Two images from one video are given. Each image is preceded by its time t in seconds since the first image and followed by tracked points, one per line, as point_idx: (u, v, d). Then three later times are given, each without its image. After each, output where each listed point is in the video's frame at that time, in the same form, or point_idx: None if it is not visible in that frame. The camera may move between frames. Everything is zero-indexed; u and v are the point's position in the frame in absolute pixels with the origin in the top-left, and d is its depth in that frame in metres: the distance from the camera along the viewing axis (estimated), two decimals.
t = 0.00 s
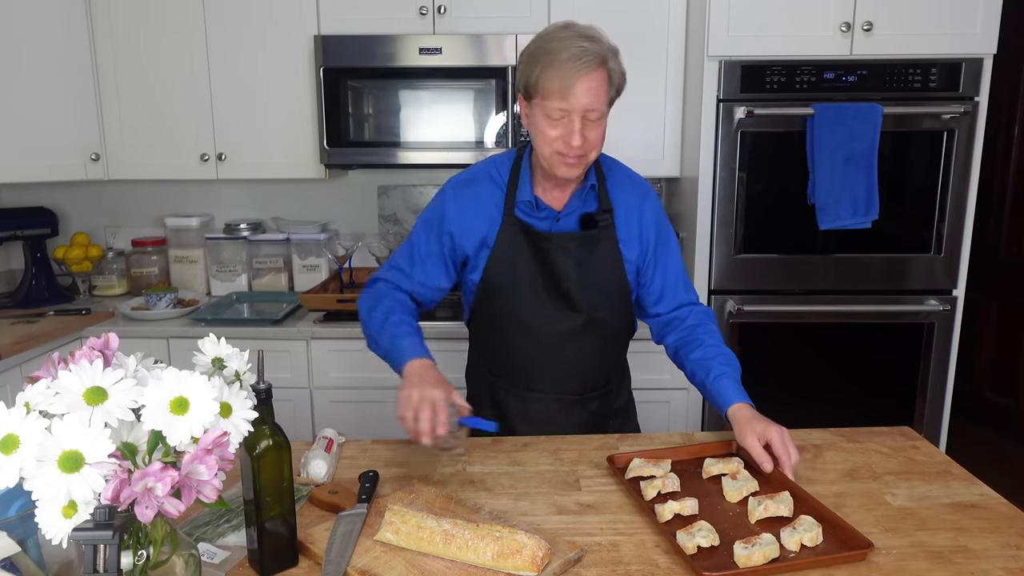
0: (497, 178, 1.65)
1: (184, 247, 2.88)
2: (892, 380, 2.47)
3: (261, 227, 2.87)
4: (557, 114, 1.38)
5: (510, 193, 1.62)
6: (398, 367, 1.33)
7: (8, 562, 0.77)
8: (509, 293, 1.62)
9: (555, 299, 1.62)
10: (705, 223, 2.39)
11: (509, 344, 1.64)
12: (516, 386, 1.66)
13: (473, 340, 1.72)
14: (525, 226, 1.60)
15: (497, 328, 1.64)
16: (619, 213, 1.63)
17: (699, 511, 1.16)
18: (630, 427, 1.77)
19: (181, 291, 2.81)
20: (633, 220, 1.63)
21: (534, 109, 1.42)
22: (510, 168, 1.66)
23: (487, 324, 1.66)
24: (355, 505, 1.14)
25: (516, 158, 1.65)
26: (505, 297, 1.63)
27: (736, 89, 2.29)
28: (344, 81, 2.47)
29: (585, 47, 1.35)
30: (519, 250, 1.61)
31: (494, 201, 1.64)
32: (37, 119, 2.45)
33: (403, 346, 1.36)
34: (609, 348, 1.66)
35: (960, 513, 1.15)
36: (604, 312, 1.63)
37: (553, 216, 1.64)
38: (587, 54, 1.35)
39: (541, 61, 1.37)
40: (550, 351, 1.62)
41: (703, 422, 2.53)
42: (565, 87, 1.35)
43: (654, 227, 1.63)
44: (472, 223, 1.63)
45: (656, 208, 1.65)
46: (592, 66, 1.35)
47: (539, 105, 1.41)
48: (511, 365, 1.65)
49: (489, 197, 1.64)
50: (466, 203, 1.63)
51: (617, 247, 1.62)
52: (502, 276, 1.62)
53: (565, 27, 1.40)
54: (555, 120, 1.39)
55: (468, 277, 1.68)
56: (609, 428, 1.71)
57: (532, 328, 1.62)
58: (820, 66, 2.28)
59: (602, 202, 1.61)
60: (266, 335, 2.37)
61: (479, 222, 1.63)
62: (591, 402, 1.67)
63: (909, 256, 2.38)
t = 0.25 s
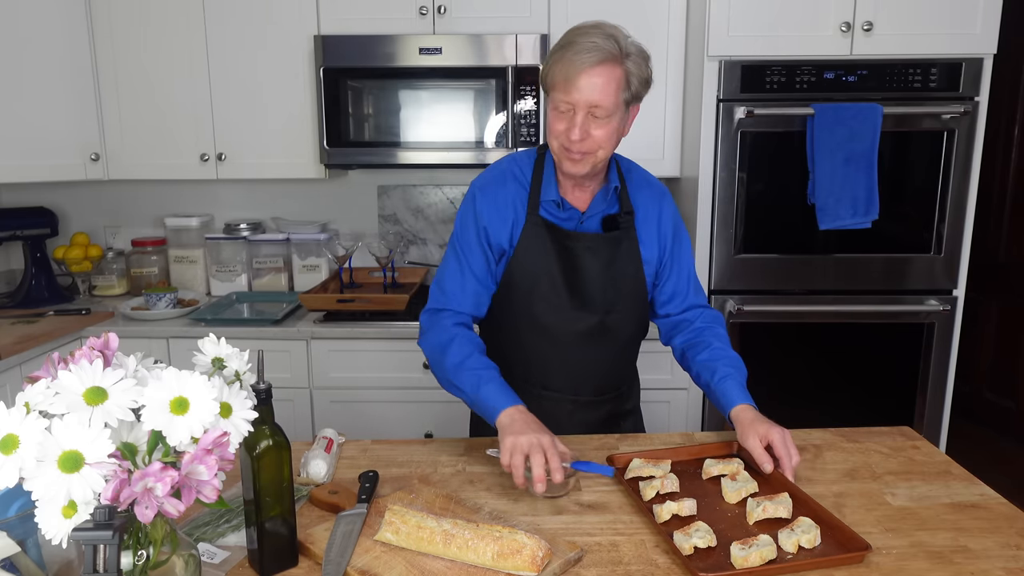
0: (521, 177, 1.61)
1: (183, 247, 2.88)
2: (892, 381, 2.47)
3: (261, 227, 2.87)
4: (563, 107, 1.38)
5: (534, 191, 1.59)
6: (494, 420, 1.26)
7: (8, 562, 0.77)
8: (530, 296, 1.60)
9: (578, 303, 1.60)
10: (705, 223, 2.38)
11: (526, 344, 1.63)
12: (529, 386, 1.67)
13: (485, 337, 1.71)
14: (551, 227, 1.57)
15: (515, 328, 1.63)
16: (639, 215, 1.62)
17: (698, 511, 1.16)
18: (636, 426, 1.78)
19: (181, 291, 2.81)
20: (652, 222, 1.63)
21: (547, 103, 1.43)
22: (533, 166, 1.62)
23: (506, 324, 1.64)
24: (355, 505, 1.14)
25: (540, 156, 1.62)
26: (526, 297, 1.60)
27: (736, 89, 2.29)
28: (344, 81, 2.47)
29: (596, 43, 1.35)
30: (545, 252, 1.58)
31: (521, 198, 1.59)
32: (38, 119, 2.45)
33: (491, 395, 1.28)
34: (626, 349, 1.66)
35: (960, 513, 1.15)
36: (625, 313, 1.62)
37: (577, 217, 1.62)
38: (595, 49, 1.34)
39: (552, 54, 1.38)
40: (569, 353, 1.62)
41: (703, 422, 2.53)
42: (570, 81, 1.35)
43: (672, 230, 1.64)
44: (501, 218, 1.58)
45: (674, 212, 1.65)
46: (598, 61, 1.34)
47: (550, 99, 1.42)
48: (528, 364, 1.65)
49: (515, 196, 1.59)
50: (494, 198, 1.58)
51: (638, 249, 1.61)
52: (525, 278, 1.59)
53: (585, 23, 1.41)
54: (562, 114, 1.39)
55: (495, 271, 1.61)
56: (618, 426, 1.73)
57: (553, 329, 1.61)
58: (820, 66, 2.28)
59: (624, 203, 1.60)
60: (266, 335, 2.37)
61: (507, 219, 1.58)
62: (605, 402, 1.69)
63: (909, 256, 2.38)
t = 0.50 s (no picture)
0: (525, 176, 1.61)
1: (183, 247, 2.88)
2: (892, 381, 2.47)
3: (261, 227, 2.87)
4: (555, 100, 1.39)
5: (539, 191, 1.58)
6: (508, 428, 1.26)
7: (8, 562, 0.77)
8: (537, 297, 1.60)
9: (584, 303, 1.61)
10: (705, 223, 2.38)
11: (531, 345, 1.64)
12: (535, 387, 1.68)
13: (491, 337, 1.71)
14: (556, 228, 1.57)
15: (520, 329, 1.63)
16: (644, 215, 1.61)
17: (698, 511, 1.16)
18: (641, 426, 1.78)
19: (181, 291, 2.81)
20: (658, 222, 1.62)
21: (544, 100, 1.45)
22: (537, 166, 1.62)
23: (511, 324, 1.64)
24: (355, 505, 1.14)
25: (545, 156, 1.62)
26: (531, 298, 1.60)
27: (736, 89, 2.29)
28: (344, 81, 2.47)
29: (589, 39, 1.35)
30: (550, 253, 1.58)
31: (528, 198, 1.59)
32: (38, 119, 2.44)
33: (506, 402, 1.28)
34: (631, 350, 1.67)
35: (960, 513, 1.15)
36: (629, 314, 1.63)
37: (582, 217, 1.62)
38: (588, 43, 1.35)
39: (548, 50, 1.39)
40: (574, 354, 1.63)
41: (703, 422, 2.53)
42: (562, 73, 1.36)
43: (678, 230, 1.62)
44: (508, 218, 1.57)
45: (679, 212, 1.64)
46: (590, 54, 1.35)
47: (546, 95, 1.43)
48: (534, 365, 1.66)
49: (521, 195, 1.59)
50: (501, 198, 1.57)
51: (643, 250, 1.61)
52: (532, 279, 1.59)
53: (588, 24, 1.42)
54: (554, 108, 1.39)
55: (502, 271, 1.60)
56: (624, 426, 1.74)
57: (558, 330, 1.61)
58: (820, 66, 2.28)
59: (629, 203, 1.59)
60: (266, 335, 2.37)
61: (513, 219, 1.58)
62: (610, 403, 1.70)
63: (909, 256, 2.38)
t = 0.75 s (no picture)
0: (514, 175, 1.62)
1: (183, 247, 2.88)
2: (892, 381, 2.47)
3: (261, 227, 2.87)
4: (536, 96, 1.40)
5: (527, 191, 1.59)
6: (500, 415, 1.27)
7: (8, 562, 0.77)
8: (521, 295, 1.60)
9: (568, 302, 1.61)
10: (706, 223, 2.38)
11: (518, 344, 1.65)
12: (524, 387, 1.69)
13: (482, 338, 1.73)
14: (541, 225, 1.57)
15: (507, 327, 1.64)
16: (635, 212, 1.61)
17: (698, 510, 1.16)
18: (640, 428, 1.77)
19: (181, 291, 2.81)
20: (649, 219, 1.61)
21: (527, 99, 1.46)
22: (526, 166, 1.63)
23: (498, 323, 1.66)
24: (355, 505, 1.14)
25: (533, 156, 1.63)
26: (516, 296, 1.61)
27: (736, 89, 2.29)
28: (344, 81, 2.47)
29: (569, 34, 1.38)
30: (534, 251, 1.58)
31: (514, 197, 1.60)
32: (37, 119, 2.44)
33: (495, 392, 1.29)
34: (620, 350, 1.66)
35: (960, 513, 1.15)
36: (615, 312, 1.62)
37: (568, 215, 1.62)
38: (567, 37, 1.38)
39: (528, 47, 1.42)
40: (559, 353, 1.63)
41: (703, 422, 2.53)
42: (541, 68, 1.38)
43: (670, 227, 1.61)
44: (494, 217, 1.58)
45: (672, 208, 1.63)
46: (569, 48, 1.37)
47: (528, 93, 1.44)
48: (522, 364, 1.67)
49: (508, 193, 1.60)
50: (488, 197, 1.59)
51: (633, 247, 1.60)
52: (515, 277, 1.59)
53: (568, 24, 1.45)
54: (535, 103, 1.41)
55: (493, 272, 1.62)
56: (619, 426, 1.73)
57: (543, 328, 1.61)
58: (820, 66, 2.28)
59: (618, 201, 1.59)
60: (266, 335, 2.37)
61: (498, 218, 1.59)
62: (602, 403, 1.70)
63: (909, 256, 2.38)
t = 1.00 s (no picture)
0: (497, 178, 1.68)
1: (183, 247, 2.88)
2: (892, 381, 2.47)
3: (260, 227, 2.87)
4: (550, 86, 1.46)
5: (510, 192, 1.64)
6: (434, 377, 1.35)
7: (8, 562, 0.77)
8: (510, 296, 1.63)
9: (556, 300, 1.63)
10: (706, 223, 2.39)
11: (510, 345, 1.65)
12: (520, 389, 1.67)
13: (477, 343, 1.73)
14: (525, 225, 1.62)
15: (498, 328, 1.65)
16: (622, 210, 1.66)
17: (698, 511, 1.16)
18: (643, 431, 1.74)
19: (181, 291, 2.81)
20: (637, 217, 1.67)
21: (529, 92, 1.50)
22: (510, 169, 1.68)
23: (490, 325, 1.67)
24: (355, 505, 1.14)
25: (518, 158, 1.68)
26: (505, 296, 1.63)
27: (736, 89, 2.29)
28: (344, 81, 2.47)
29: (575, 24, 1.45)
30: (520, 249, 1.62)
31: (498, 200, 1.66)
32: (37, 119, 2.44)
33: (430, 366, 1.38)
34: (612, 348, 1.65)
35: (960, 513, 1.15)
36: (603, 310, 1.63)
37: (555, 213, 1.66)
38: (576, 30, 1.45)
39: (533, 39, 1.47)
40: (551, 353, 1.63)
41: (704, 423, 2.52)
42: (557, 59, 1.44)
43: (658, 227, 1.68)
44: (475, 222, 1.65)
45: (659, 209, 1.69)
46: (580, 39, 1.44)
47: (534, 85, 1.49)
48: (515, 366, 1.66)
49: (490, 197, 1.66)
50: (468, 203, 1.65)
51: (621, 243, 1.64)
52: (503, 277, 1.63)
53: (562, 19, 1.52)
54: (549, 94, 1.46)
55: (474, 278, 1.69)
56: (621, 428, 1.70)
57: (533, 327, 1.63)
58: (820, 66, 2.28)
59: (606, 198, 1.64)
60: (266, 335, 2.37)
61: (481, 222, 1.65)
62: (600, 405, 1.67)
63: (909, 256, 2.38)
